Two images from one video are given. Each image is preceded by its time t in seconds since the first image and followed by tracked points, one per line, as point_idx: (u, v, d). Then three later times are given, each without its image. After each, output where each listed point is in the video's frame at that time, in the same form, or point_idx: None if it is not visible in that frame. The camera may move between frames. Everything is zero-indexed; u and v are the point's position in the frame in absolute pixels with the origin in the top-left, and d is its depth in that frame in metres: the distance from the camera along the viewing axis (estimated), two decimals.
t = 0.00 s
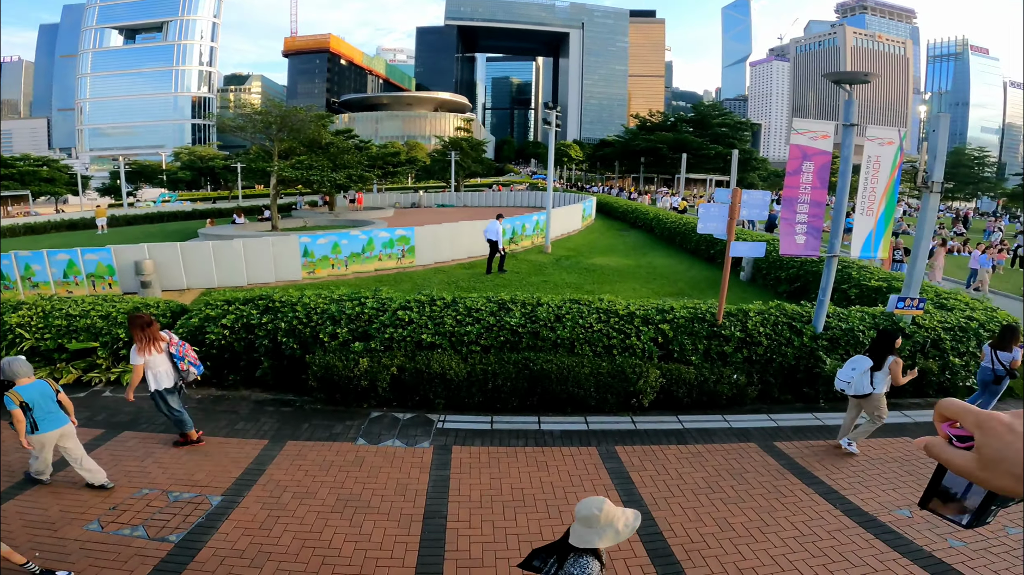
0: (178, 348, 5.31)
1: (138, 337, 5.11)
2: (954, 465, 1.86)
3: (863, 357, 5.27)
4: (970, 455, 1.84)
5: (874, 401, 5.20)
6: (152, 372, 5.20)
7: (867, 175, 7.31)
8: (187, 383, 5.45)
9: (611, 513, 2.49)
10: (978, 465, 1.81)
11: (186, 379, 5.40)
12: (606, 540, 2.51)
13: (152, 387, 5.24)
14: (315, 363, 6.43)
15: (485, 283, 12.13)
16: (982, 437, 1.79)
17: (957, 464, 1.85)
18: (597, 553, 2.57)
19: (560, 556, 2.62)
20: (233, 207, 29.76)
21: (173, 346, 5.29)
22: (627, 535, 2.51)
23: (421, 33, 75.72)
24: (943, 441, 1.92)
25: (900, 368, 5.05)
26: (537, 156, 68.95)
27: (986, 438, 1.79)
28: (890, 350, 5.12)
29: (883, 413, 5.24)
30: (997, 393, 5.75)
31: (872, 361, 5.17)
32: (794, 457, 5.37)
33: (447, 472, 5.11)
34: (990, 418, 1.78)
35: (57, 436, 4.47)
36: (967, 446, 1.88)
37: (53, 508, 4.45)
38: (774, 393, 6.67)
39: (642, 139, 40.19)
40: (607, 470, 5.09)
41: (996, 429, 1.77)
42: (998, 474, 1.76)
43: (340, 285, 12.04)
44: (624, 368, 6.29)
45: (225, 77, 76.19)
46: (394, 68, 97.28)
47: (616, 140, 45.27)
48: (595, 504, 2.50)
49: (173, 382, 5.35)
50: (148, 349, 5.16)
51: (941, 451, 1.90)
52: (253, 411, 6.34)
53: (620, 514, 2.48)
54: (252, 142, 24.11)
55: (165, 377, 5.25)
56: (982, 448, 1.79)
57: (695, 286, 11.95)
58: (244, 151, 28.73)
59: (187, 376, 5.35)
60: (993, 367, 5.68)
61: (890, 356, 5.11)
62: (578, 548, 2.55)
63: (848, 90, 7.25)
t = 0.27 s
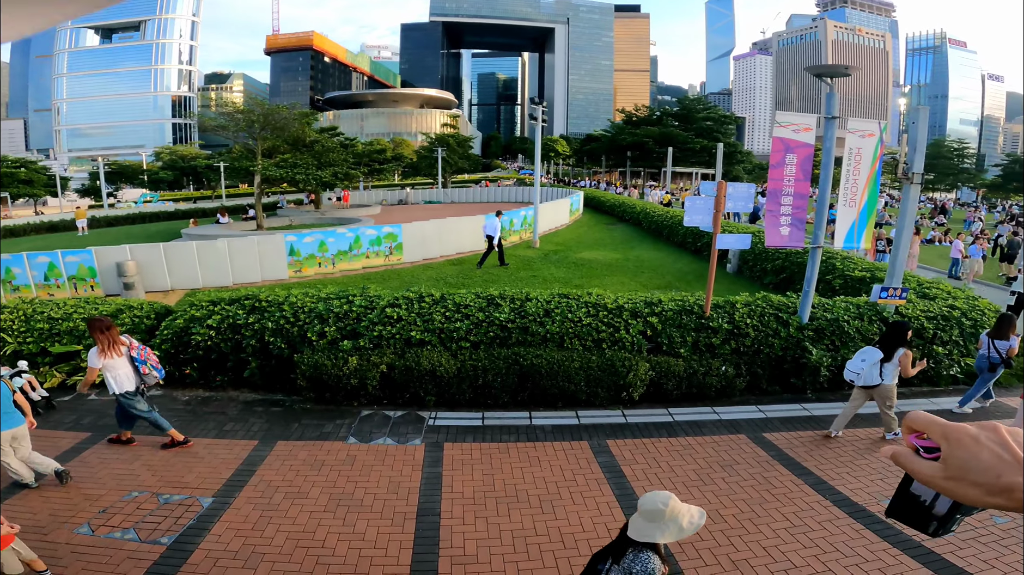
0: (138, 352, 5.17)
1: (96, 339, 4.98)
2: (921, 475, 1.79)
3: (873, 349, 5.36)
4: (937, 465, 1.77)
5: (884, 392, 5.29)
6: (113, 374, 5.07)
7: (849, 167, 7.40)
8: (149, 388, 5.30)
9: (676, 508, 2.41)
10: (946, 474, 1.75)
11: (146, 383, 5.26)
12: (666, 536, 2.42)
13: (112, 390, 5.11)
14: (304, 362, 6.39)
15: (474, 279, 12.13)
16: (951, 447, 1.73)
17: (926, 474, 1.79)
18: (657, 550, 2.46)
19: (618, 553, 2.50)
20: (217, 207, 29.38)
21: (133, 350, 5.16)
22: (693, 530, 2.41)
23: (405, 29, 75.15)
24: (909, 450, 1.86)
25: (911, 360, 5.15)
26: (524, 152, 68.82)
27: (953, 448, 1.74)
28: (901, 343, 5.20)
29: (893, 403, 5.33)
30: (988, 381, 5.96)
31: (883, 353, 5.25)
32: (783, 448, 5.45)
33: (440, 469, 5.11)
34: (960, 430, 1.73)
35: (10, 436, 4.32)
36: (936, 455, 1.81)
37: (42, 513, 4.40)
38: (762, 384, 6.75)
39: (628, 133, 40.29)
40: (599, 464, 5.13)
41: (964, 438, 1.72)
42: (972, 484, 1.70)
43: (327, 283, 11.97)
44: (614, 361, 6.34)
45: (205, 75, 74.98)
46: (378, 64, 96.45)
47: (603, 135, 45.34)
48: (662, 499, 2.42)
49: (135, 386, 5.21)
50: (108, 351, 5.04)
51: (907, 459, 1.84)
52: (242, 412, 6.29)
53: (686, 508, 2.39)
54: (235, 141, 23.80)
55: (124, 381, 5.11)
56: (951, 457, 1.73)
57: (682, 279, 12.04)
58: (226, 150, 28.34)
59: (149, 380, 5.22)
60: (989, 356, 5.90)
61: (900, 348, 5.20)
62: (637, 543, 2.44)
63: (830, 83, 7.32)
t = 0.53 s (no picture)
0: (105, 350, 5.16)
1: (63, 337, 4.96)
2: (865, 510, 1.49)
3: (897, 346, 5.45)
4: (882, 500, 1.47)
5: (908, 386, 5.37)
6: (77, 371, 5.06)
7: (841, 163, 7.43)
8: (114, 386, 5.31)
9: (745, 507, 2.29)
10: (889, 511, 1.46)
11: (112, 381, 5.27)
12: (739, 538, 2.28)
13: (75, 387, 5.09)
14: (299, 363, 6.37)
15: (469, 277, 12.12)
16: (892, 483, 1.46)
17: (868, 509, 1.49)
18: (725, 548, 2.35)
19: (684, 554, 2.40)
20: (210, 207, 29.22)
21: (100, 348, 5.15)
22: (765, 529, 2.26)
23: (398, 28, 75.03)
24: (855, 486, 1.56)
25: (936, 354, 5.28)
26: (519, 150, 68.77)
27: (895, 485, 1.47)
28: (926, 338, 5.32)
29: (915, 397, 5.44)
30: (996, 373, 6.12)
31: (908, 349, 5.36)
32: (780, 445, 5.47)
33: (436, 467, 5.12)
34: (899, 463, 1.48)
35: None
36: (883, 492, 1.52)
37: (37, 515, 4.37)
38: (757, 380, 6.78)
39: (622, 131, 40.35)
40: (596, 462, 5.14)
41: (905, 474, 1.46)
42: (906, 519, 1.43)
43: (322, 283, 11.94)
44: (609, 359, 6.36)
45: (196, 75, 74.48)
46: (371, 64, 96.02)
47: (597, 133, 45.41)
48: (730, 498, 2.29)
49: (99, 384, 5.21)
50: (74, 349, 5.02)
51: (853, 493, 1.53)
52: (237, 412, 6.28)
53: (763, 515, 2.27)
54: (228, 141, 23.70)
55: (89, 379, 5.10)
56: (891, 494, 1.46)
57: (677, 276, 12.07)
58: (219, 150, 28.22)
59: (115, 379, 5.24)
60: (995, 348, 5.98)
61: (924, 343, 5.32)
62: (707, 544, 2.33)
63: (823, 81, 7.37)
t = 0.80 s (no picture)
0: (73, 351, 5.19)
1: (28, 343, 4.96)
2: (843, 531, 1.72)
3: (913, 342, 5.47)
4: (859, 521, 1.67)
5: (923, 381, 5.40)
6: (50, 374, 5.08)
7: (834, 161, 7.49)
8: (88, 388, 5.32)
9: (824, 497, 2.26)
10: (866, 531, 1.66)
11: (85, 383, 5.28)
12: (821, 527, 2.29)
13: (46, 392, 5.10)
14: (294, 363, 6.36)
15: (464, 276, 12.11)
16: (870, 504, 1.64)
17: (847, 530, 1.70)
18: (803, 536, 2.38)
19: (756, 545, 2.48)
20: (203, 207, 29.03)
21: (68, 350, 5.17)
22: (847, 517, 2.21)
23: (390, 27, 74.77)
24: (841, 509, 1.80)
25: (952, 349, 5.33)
26: (513, 149, 68.68)
27: (873, 505, 1.64)
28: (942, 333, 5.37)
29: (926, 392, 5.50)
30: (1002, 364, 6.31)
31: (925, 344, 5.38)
32: (775, 441, 5.51)
33: (433, 467, 5.12)
34: (881, 486, 1.64)
35: None
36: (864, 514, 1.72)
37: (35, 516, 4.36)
38: (752, 377, 6.82)
39: (616, 129, 40.34)
40: (593, 460, 5.17)
41: (883, 496, 1.62)
42: (880, 540, 1.60)
43: (316, 283, 11.90)
44: (605, 357, 6.38)
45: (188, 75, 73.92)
46: (364, 63, 95.65)
47: (591, 131, 45.40)
48: (808, 490, 2.28)
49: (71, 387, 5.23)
50: (41, 353, 5.04)
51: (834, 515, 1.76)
52: (232, 413, 6.26)
53: (837, 500, 2.23)
54: (221, 141, 23.55)
55: (60, 382, 5.13)
56: (870, 516, 1.63)
57: (672, 274, 12.11)
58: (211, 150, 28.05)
59: (87, 379, 5.25)
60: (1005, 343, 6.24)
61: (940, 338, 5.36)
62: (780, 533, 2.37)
63: (815, 79, 7.40)
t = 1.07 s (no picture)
0: (30, 360, 5.21)
1: None
2: (840, 531, 1.60)
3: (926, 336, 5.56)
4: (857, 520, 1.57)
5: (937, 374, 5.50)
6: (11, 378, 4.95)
7: (826, 159, 7.53)
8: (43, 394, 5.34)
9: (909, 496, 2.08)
10: (864, 532, 1.53)
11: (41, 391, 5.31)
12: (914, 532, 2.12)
13: None
14: (290, 363, 6.34)
15: (459, 276, 12.12)
16: (869, 504, 1.51)
17: (847, 530, 1.58)
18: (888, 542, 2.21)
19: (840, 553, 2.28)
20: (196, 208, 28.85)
21: (24, 358, 5.16)
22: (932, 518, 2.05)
23: (384, 27, 74.61)
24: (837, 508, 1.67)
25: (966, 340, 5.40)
26: (507, 148, 68.70)
27: (873, 504, 1.52)
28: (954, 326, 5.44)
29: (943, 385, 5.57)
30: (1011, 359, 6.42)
31: (939, 339, 5.46)
32: (771, 439, 5.54)
33: (430, 467, 5.12)
34: (880, 486, 1.53)
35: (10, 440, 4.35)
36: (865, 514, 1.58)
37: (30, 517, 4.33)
38: (747, 375, 6.85)
39: (610, 128, 40.40)
40: (589, 458, 5.18)
41: (884, 496, 1.51)
42: (878, 541, 1.49)
43: (311, 283, 11.87)
44: (601, 355, 6.39)
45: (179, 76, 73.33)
46: (357, 63, 95.43)
47: (585, 130, 45.46)
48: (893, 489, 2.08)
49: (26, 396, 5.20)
50: None
51: (832, 517, 1.64)
52: (227, 415, 6.23)
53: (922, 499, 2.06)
54: (214, 142, 23.46)
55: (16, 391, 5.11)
56: (867, 515, 1.51)
57: (667, 272, 12.15)
58: (204, 151, 27.91)
59: (44, 387, 5.27)
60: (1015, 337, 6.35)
61: (953, 331, 5.42)
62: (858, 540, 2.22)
63: (808, 78, 7.44)
